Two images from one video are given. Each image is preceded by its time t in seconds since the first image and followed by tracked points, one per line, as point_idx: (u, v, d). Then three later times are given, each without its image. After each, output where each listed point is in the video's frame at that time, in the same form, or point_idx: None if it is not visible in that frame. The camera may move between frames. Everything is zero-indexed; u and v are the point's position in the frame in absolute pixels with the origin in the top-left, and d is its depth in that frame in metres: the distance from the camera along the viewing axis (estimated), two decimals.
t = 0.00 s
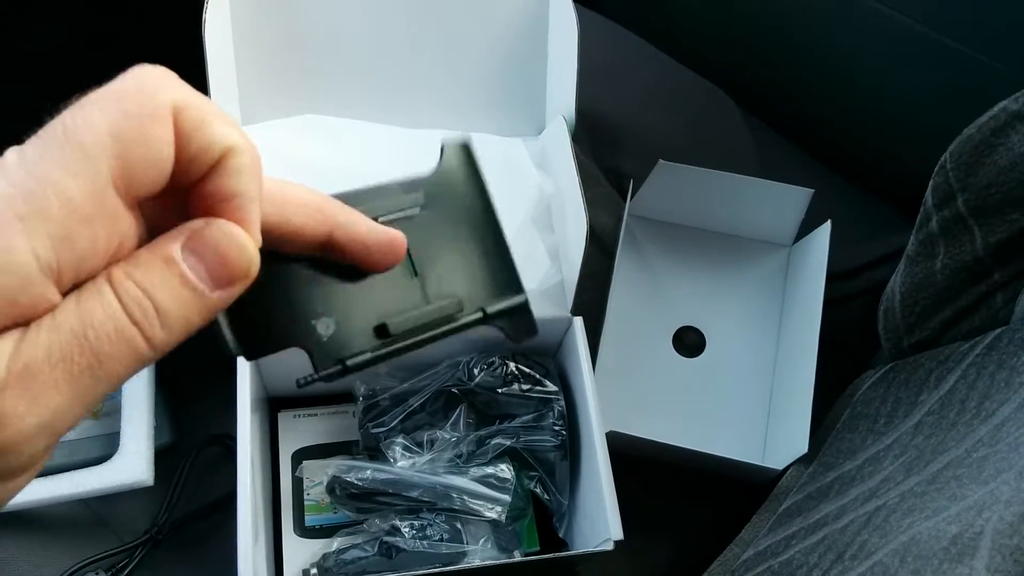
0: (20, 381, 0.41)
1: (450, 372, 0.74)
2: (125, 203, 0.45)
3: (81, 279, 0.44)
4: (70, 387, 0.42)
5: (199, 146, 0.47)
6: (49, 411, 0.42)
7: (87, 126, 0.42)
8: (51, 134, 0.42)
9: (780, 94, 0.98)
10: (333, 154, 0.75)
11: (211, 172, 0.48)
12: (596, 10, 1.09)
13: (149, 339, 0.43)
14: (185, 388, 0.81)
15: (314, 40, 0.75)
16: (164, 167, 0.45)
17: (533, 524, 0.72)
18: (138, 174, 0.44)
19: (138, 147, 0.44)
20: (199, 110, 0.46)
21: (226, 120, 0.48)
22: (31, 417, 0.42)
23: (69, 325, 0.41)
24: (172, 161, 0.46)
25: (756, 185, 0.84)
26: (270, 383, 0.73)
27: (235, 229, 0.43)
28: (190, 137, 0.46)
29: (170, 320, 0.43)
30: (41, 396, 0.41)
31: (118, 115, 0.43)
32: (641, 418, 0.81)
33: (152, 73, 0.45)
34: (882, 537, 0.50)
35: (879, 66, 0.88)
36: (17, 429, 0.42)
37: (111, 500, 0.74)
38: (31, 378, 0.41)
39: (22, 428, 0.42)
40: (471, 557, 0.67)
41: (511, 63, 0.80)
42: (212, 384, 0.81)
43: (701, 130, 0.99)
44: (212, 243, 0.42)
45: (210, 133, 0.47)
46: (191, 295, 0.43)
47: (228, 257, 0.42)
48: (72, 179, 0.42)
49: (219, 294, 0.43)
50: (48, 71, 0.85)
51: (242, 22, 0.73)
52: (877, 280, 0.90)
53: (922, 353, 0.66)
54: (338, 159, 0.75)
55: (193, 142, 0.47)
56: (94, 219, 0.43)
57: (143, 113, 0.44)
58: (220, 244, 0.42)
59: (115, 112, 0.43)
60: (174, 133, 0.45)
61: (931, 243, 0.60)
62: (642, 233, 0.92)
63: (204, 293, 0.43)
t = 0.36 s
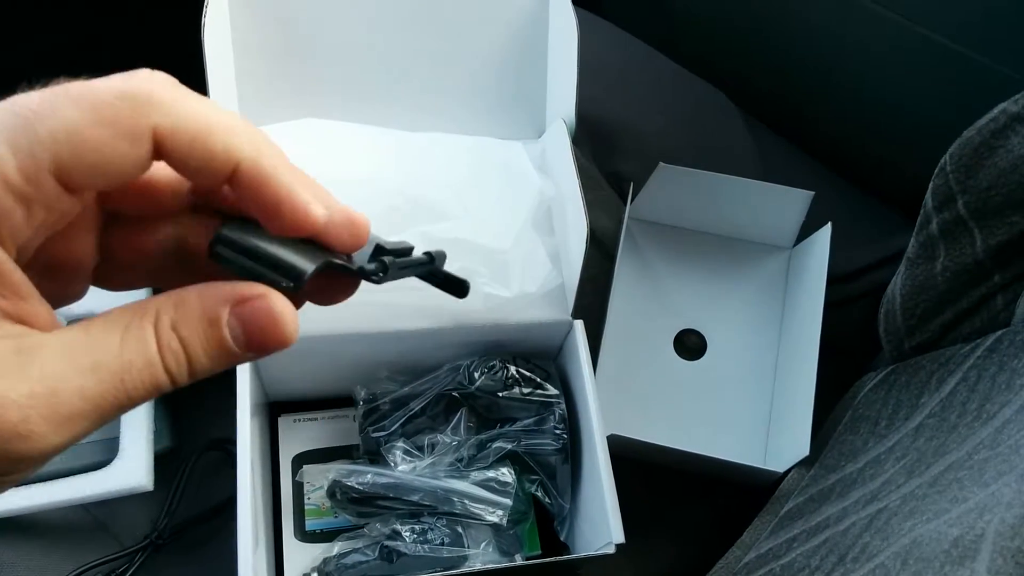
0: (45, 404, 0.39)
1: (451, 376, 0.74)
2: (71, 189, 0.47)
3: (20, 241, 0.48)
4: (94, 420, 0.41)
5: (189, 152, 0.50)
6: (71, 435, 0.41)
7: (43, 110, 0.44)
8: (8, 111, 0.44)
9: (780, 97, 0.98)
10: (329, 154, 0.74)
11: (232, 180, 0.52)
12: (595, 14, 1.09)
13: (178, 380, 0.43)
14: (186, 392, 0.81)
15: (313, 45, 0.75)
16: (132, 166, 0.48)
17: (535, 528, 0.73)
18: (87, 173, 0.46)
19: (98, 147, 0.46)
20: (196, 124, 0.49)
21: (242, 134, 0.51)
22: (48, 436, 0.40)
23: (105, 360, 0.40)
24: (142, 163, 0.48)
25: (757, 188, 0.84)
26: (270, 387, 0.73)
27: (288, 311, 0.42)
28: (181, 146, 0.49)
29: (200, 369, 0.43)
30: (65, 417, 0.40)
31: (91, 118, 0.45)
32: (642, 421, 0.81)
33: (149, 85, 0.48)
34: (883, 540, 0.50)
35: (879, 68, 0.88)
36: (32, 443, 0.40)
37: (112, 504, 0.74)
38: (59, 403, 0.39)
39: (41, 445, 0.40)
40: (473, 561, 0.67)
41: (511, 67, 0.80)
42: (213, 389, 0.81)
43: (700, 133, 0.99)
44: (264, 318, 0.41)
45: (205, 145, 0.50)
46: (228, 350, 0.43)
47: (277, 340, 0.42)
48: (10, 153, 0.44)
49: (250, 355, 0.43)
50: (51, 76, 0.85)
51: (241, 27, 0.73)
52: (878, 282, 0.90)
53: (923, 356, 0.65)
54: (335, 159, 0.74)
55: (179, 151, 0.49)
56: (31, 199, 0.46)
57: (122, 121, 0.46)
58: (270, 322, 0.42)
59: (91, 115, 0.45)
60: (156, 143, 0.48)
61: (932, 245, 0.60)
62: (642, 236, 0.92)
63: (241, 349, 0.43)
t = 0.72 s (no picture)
0: (49, 410, 0.39)
1: (451, 376, 0.74)
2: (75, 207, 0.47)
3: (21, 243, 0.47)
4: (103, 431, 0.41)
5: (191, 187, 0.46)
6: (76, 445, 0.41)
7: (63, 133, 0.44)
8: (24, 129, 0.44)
9: (781, 97, 0.98)
10: (328, 155, 0.74)
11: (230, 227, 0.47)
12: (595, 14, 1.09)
13: (193, 391, 0.43)
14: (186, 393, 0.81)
15: (313, 45, 0.75)
16: (136, 193, 0.47)
17: (535, 529, 0.72)
18: (89, 191, 0.45)
19: (104, 170, 0.45)
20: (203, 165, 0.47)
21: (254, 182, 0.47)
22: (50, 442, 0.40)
23: (117, 369, 0.40)
24: (151, 189, 0.47)
25: (758, 189, 0.84)
26: (270, 386, 0.73)
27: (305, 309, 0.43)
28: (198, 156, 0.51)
29: (217, 377, 0.43)
30: (72, 426, 0.40)
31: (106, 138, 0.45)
32: (641, 421, 0.81)
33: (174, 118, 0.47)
34: (883, 540, 0.49)
35: (879, 69, 0.88)
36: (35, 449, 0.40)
37: (112, 504, 0.74)
38: (66, 411, 0.39)
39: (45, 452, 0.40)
40: (473, 561, 0.67)
41: (511, 68, 0.80)
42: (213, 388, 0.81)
43: (700, 134, 0.99)
44: (281, 321, 0.42)
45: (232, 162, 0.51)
46: (245, 358, 0.43)
47: (296, 345, 0.43)
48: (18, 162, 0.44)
49: (267, 363, 0.44)
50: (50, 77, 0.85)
51: (241, 27, 0.73)
52: (877, 283, 0.90)
53: (923, 357, 0.65)
54: (334, 159, 0.74)
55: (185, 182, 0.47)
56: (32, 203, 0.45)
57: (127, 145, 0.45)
58: (288, 326, 0.42)
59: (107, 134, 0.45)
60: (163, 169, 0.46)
61: (933, 245, 0.60)
62: (642, 236, 0.92)
63: (259, 358, 0.43)
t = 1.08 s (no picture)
0: (56, 388, 0.39)
1: (450, 378, 0.74)
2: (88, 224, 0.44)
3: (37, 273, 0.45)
4: (112, 406, 0.41)
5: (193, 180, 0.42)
6: (91, 426, 0.41)
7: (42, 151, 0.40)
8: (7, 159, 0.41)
9: (779, 98, 0.98)
10: (327, 157, 0.74)
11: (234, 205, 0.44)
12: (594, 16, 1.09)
13: (190, 350, 0.42)
14: (184, 395, 0.81)
15: (313, 47, 0.76)
16: (139, 202, 0.43)
17: (533, 530, 0.72)
18: (91, 205, 0.42)
19: (100, 186, 0.41)
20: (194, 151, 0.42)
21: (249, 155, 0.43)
22: (65, 426, 0.40)
23: (107, 339, 0.40)
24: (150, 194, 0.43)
25: (757, 190, 0.84)
26: (269, 387, 0.73)
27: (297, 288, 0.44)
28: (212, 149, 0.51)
29: (209, 331, 0.42)
30: (80, 405, 0.40)
31: (93, 152, 0.40)
32: (640, 422, 0.81)
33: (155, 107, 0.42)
34: (881, 541, 0.49)
35: (878, 70, 0.88)
36: (51, 437, 0.40)
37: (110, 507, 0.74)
38: (71, 390, 0.40)
39: (62, 438, 0.40)
40: (471, 563, 0.67)
41: (510, 69, 0.80)
42: (211, 390, 0.81)
43: (699, 134, 0.99)
44: (251, 260, 0.41)
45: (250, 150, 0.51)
46: (231, 305, 0.42)
47: (275, 280, 0.42)
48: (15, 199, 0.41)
49: (253, 305, 0.43)
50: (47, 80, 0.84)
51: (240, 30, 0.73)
52: (876, 283, 0.90)
53: (921, 357, 0.65)
54: (333, 160, 0.74)
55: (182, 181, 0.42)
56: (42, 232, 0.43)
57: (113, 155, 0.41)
58: (259, 263, 0.41)
59: (92, 148, 0.40)
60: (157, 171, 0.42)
61: (931, 245, 0.60)
62: (641, 237, 0.92)
63: (243, 302, 0.42)
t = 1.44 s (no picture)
0: (50, 350, 0.39)
1: (446, 378, 0.74)
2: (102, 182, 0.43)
3: (66, 254, 0.43)
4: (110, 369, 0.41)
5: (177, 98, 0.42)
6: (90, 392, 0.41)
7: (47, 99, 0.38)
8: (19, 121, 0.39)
9: (776, 97, 0.98)
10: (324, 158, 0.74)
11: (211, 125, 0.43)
12: (591, 15, 1.08)
13: (183, 308, 0.41)
14: (179, 396, 0.81)
15: (309, 47, 0.75)
16: (139, 137, 0.41)
17: (531, 530, 0.72)
18: (101, 151, 0.40)
19: (103, 124, 0.39)
20: (176, 64, 0.40)
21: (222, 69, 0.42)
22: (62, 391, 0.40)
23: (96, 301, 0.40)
24: (143, 127, 0.41)
25: (753, 190, 0.84)
26: (265, 389, 0.73)
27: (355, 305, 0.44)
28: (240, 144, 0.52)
29: (199, 285, 0.41)
30: (76, 368, 0.39)
31: (77, 93, 0.38)
32: (638, 423, 0.81)
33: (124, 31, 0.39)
34: (878, 540, 0.49)
35: (875, 70, 0.88)
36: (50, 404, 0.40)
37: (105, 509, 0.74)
38: (65, 353, 0.39)
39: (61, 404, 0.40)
40: (468, 564, 0.67)
41: (506, 69, 0.80)
42: (206, 392, 0.81)
43: (696, 134, 0.99)
44: (230, 204, 0.39)
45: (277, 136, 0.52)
46: (218, 255, 0.41)
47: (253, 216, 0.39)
48: (34, 164, 0.39)
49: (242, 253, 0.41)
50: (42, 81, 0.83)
51: (235, 30, 0.73)
52: (873, 283, 0.90)
53: (918, 356, 0.65)
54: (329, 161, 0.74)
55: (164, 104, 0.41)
56: (65, 200, 0.41)
57: (106, 82, 0.39)
58: (235, 206, 0.39)
59: (76, 89, 0.38)
60: (146, 95, 0.40)
61: (927, 244, 0.60)
62: (638, 237, 0.92)
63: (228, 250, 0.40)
